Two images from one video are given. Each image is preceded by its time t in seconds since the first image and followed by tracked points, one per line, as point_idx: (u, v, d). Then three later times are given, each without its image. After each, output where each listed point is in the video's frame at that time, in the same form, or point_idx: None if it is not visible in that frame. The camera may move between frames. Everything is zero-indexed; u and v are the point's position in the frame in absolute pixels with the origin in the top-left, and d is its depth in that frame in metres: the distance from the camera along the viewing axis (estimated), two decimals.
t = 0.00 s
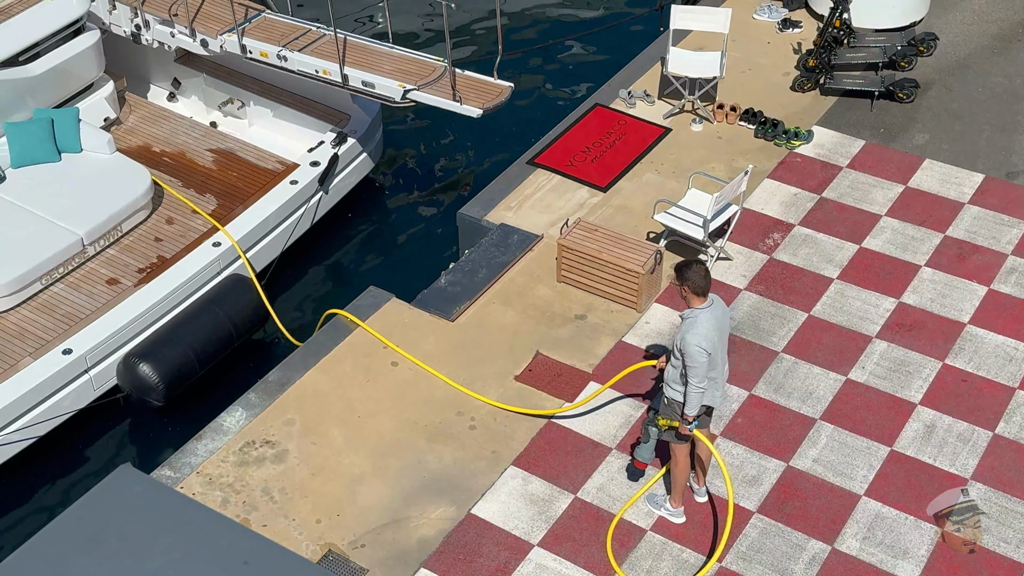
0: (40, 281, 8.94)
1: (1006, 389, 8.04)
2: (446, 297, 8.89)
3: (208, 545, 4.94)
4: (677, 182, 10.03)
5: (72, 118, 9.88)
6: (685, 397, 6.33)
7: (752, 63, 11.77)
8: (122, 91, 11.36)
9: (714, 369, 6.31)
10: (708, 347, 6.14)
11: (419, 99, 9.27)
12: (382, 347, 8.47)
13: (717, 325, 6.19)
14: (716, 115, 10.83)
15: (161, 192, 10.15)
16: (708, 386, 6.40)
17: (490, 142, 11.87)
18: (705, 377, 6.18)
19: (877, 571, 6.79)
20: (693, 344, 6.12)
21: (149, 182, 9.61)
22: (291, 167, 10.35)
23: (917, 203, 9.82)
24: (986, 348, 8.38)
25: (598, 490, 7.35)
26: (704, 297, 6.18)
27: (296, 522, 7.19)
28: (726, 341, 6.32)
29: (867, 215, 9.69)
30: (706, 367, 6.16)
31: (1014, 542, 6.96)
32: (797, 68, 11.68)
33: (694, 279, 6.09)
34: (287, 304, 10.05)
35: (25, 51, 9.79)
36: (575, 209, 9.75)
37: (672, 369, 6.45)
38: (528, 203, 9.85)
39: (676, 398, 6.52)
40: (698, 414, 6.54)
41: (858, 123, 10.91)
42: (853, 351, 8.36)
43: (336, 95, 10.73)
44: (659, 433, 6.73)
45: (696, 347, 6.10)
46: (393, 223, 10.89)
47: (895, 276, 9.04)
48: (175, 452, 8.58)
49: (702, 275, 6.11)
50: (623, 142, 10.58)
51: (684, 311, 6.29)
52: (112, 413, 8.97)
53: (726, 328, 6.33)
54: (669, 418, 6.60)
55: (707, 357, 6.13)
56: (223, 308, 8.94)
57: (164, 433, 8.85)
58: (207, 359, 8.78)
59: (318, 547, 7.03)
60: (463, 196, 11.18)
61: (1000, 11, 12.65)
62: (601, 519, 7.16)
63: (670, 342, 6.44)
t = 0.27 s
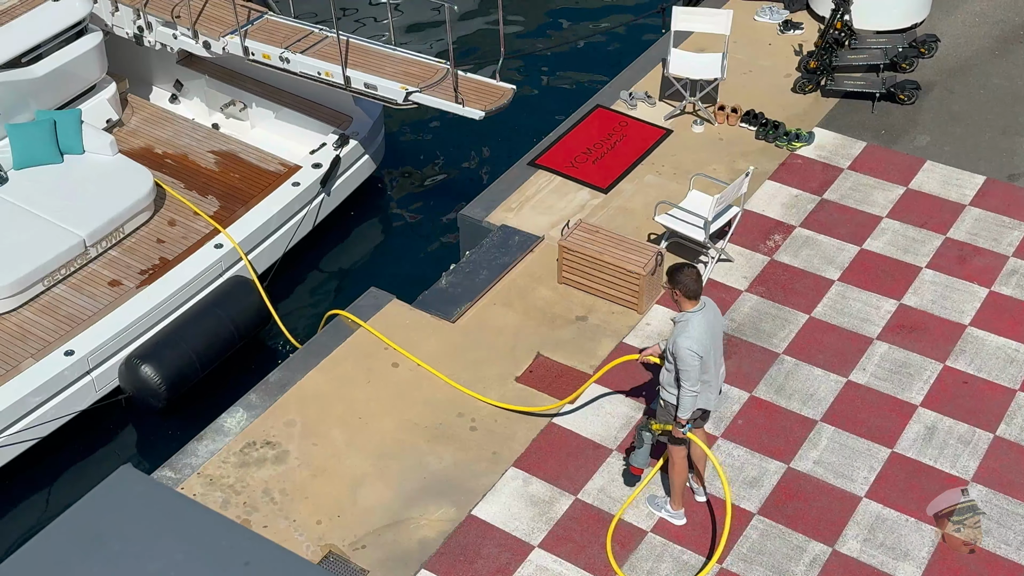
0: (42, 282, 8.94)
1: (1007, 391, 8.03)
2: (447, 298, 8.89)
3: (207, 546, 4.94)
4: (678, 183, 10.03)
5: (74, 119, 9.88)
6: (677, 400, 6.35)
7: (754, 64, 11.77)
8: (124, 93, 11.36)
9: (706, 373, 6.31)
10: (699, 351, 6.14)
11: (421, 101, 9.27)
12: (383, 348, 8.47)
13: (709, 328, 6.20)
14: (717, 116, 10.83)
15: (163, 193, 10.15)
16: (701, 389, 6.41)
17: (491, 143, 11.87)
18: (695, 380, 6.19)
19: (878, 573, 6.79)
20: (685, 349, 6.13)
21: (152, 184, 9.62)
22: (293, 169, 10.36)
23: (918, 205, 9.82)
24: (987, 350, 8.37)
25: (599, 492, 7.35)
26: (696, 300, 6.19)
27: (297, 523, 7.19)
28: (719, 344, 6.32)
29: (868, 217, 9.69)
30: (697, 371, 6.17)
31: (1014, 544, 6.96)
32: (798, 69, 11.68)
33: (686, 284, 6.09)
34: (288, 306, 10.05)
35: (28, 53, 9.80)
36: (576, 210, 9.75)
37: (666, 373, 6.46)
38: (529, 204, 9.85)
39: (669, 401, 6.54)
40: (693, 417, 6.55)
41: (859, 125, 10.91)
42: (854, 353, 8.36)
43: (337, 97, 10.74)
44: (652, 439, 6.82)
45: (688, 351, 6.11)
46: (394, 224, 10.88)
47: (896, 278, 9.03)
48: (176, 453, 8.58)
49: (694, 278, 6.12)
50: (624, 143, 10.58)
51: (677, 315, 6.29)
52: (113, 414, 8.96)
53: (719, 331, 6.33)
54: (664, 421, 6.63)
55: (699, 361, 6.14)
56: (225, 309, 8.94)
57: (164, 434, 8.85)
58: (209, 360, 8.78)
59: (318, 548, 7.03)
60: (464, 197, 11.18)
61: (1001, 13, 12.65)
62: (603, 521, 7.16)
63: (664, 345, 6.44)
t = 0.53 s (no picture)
0: (46, 283, 8.96)
1: (1006, 393, 8.05)
2: (448, 299, 8.92)
3: (212, 545, 4.97)
4: (678, 185, 10.05)
5: (78, 121, 9.91)
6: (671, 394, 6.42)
7: (754, 67, 11.80)
8: (127, 95, 11.39)
9: (701, 369, 6.37)
10: (693, 344, 6.21)
11: (423, 104, 9.30)
12: (384, 349, 8.50)
13: (704, 323, 6.26)
14: (717, 118, 10.85)
15: (165, 195, 10.18)
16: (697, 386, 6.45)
17: (492, 145, 11.90)
18: (689, 374, 6.25)
19: (877, 573, 6.81)
20: (679, 343, 6.21)
21: (154, 186, 9.64)
22: (295, 171, 10.40)
23: (917, 207, 9.84)
24: (986, 351, 8.40)
25: (599, 492, 7.37)
26: (691, 295, 6.28)
27: (298, 524, 7.21)
28: (715, 340, 6.38)
29: (868, 219, 9.71)
30: (690, 364, 6.23)
31: (1013, 545, 6.98)
32: (798, 71, 11.70)
33: (680, 278, 6.20)
34: (289, 306, 10.07)
35: (32, 54, 9.85)
36: (576, 212, 9.78)
37: (662, 368, 6.54)
38: (529, 206, 9.88)
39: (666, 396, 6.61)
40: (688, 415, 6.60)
41: (859, 127, 10.94)
42: (854, 354, 8.38)
43: (340, 100, 10.78)
44: (646, 438, 6.73)
45: (681, 345, 6.19)
46: (395, 225, 10.91)
47: (896, 280, 9.06)
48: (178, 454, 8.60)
49: (688, 273, 6.23)
50: (625, 145, 10.61)
51: (673, 310, 6.38)
52: (115, 414, 8.98)
53: (715, 327, 6.38)
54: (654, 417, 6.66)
55: (692, 355, 6.21)
56: (227, 310, 8.97)
57: (166, 435, 8.87)
58: (211, 361, 8.80)
59: (320, 548, 7.06)
60: (465, 199, 11.21)
61: (1000, 16, 12.68)
62: (603, 521, 7.18)
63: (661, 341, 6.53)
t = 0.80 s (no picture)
0: (48, 284, 8.99)
1: (1006, 395, 8.06)
2: (449, 301, 8.93)
3: (213, 545, 4.98)
4: (679, 187, 10.07)
5: (80, 122, 9.94)
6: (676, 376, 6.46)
7: (754, 69, 11.82)
8: (129, 97, 11.42)
9: (706, 349, 6.43)
10: (698, 327, 6.27)
11: (425, 105, 9.31)
12: (385, 350, 8.51)
13: (707, 305, 6.32)
14: (718, 120, 10.87)
15: (167, 196, 10.20)
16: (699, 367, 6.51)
17: (493, 147, 11.92)
18: (695, 356, 6.30)
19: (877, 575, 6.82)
20: (684, 325, 6.25)
21: (156, 187, 9.66)
22: (297, 173, 10.42)
23: (918, 209, 9.85)
24: (986, 353, 8.41)
25: (599, 493, 7.38)
26: (695, 278, 6.30)
27: (298, 524, 7.22)
28: (716, 321, 6.45)
29: (868, 221, 9.73)
30: (697, 346, 6.28)
31: (1013, 546, 6.99)
32: (799, 73, 11.71)
33: (685, 261, 6.20)
34: (290, 308, 10.09)
35: (35, 56, 9.88)
36: (577, 213, 9.79)
37: (665, 351, 6.57)
38: (530, 207, 9.89)
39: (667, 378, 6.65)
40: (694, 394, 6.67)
41: (860, 129, 10.95)
42: (854, 355, 8.40)
43: (342, 101, 10.82)
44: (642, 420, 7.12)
45: (687, 327, 6.24)
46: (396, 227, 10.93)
47: (896, 282, 9.07)
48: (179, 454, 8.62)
49: (694, 256, 6.22)
50: (625, 147, 10.62)
51: (675, 293, 6.40)
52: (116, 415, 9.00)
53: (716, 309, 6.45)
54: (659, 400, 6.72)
55: (697, 336, 6.26)
56: (229, 311, 8.98)
57: (167, 436, 8.88)
58: (213, 362, 8.82)
59: (320, 549, 7.07)
60: (466, 200, 11.23)
61: (1001, 18, 12.69)
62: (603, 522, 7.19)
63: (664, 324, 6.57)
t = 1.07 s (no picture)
0: (49, 285, 8.99)
1: (1006, 397, 8.06)
2: (449, 302, 8.93)
3: (214, 546, 4.98)
4: (679, 188, 10.07)
5: (81, 123, 9.95)
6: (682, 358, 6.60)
7: (755, 71, 11.82)
8: (131, 98, 11.42)
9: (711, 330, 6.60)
10: (704, 307, 6.43)
11: (426, 107, 9.32)
12: (386, 351, 8.51)
13: (710, 287, 6.50)
14: (718, 122, 10.87)
15: (168, 197, 10.20)
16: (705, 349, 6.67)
17: (494, 148, 11.93)
18: (703, 336, 6.46)
19: None
20: (691, 306, 6.41)
21: (158, 188, 9.67)
22: (298, 174, 10.43)
23: (918, 211, 9.85)
24: (986, 355, 8.40)
25: (599, 495, 7.38)
26: (696, 262, 6.50)
27: (299, 526, 7.22)
28: (718, 304, 6.63)
29: (868, 223, 9.73)
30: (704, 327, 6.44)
31: (1013, 549, 6.98)
32: (800, 75, 11.72)
33: (687, 245, 6.43)
34: (291, 309, 10.10)
35: (36, 57, 9.89)
36: (578, 215, 9.80)
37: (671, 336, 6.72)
38: (530, 209, 9.90)
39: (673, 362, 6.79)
40: (699, 377, 6.81)
41: (860, 131, 10.96)
42: (854, 357, 8.40)
43: (343, 103, 10.82)
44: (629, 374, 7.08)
45: (693, 307, 6.40)
46: (397, 228, 10.94)
47: (897, 284, 9.06)
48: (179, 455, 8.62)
49: (695, 240, 6.44)
50: (626, 148, 10.63)
51: (677, 277, 6.58)
52: (117, 417, 9.00)
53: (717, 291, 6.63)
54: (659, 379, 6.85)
55: (704, 316, 6.42)
56: (230, 312, 8.99)
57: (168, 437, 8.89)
58: (214, 363, 8.82)
59: (320, 550, 7.07)
60: (467, 202, 11.23)
61: (1001, 21, 12.69)
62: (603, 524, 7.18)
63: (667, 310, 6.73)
